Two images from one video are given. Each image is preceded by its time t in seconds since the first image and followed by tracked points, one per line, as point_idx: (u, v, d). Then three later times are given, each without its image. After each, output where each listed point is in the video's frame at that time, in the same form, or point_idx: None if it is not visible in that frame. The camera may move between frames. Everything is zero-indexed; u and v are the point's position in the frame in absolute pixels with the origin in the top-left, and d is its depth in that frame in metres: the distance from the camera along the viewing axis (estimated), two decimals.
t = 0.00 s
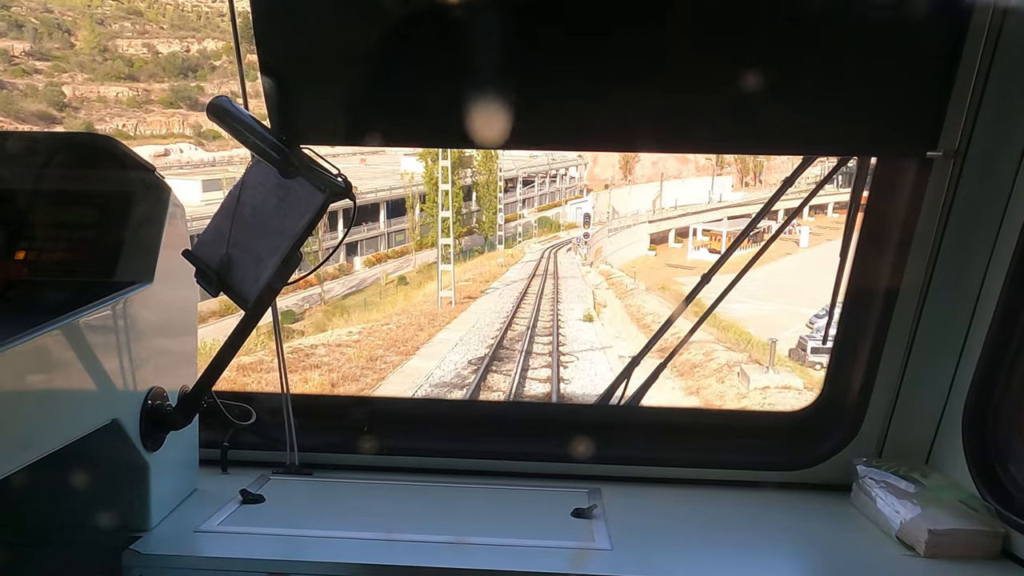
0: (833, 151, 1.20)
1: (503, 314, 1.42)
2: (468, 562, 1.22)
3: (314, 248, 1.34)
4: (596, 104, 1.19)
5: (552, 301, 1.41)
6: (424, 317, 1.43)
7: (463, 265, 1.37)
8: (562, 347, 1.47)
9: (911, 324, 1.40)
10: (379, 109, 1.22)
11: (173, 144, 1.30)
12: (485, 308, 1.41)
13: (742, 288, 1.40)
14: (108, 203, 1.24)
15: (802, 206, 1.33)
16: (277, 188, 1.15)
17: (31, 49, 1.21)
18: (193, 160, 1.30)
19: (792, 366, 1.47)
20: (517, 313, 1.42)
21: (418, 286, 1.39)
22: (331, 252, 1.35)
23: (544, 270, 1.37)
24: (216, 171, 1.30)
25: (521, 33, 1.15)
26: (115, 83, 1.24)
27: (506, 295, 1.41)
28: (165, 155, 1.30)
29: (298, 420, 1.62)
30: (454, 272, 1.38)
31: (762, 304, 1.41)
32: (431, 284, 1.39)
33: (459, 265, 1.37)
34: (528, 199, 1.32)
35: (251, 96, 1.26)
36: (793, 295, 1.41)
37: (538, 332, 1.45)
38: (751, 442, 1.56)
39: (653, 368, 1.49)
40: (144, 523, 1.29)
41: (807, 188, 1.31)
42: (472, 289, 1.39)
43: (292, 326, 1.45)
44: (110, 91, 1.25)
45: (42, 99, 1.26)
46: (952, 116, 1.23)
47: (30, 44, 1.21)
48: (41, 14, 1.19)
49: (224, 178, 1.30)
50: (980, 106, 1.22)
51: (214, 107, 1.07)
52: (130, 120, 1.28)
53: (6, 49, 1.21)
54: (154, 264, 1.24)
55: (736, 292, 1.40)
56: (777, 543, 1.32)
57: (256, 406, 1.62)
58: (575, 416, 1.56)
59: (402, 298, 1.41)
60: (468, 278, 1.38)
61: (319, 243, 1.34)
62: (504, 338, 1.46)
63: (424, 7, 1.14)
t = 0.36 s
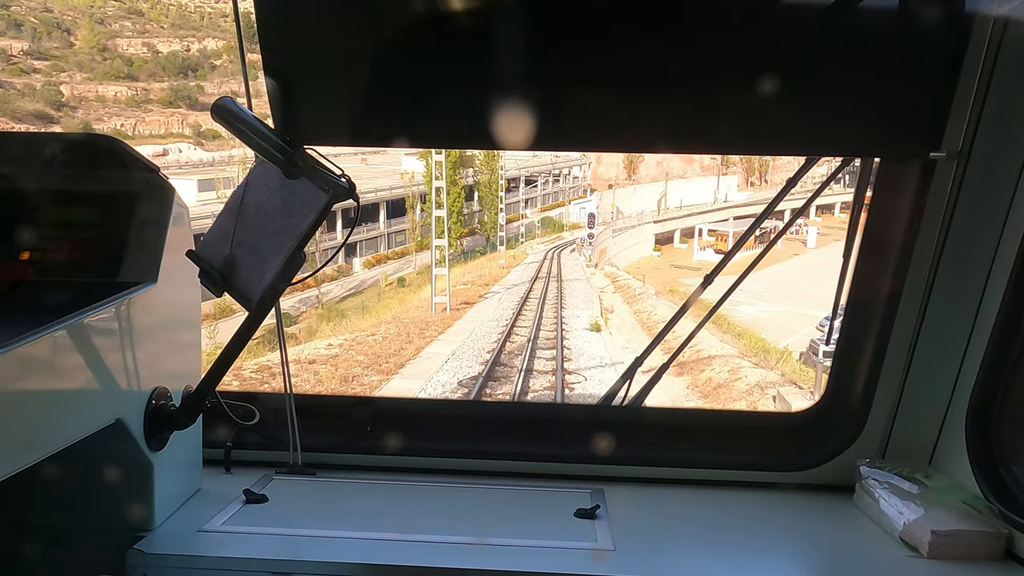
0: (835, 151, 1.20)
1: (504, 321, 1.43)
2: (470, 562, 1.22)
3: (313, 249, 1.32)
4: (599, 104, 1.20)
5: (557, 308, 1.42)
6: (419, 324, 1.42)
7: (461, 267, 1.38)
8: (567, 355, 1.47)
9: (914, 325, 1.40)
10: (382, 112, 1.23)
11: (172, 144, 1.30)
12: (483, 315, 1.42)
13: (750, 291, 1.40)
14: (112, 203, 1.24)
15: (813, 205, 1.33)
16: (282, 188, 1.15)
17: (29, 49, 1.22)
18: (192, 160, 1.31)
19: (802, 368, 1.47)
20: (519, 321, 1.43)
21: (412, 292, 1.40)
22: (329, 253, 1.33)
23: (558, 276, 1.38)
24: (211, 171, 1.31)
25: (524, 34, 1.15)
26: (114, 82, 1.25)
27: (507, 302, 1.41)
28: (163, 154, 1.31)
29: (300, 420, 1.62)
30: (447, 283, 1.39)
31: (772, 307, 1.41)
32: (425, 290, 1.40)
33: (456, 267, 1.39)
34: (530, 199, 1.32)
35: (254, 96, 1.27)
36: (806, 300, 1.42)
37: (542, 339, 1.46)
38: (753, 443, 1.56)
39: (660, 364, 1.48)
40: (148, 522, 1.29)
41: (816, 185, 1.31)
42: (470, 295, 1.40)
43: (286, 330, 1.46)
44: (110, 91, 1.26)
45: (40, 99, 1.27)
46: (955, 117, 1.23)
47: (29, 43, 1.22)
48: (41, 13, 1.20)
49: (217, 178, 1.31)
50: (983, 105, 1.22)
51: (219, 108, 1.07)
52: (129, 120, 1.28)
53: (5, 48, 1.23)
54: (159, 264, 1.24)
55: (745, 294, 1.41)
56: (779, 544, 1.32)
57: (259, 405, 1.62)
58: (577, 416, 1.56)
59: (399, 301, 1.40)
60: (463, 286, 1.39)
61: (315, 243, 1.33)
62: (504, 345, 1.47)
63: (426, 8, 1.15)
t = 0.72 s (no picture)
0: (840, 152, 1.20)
1: (505, 326, 1.45)
2: (472, 562, 1.22)
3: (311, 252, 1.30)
4: (604, 103, 1.19)
5: (558, 312, 1.44)
6: (406, 332, 1.46)
7: (459, 268, 1.39)
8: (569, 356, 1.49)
9: (919, 327, 1.40)
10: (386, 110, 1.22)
11: (170, 143, 1.31)
12: (484, 317, 1.43)
13: (755, 292, 1.41)
14: (116, 200, 1.24)
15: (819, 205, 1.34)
16: (286, 186, 1.15)
17: (26, 48, 1.24)
18: (189, 159, 1.32)
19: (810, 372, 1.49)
20: (515, 335, 1.47)
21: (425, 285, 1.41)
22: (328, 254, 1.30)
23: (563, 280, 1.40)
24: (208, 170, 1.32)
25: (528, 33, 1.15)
26: (112, 81, 1.26)
27: (505, 308, 1.43)
28: (159, 154, 1.31)
29: (303, 419, 1.62)
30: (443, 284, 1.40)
31: (777, 308, 1.43)
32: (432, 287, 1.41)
33: (454, 268, 1.39)
34: (532, 199, 1.32)
35: (258, 95, 1.27)
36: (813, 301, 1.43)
37: (545, 334, 1.47)
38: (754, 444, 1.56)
39: (662, 365, 1.49)
40: (150, 521, 1.29)
41: (821, 186, 1.32)
42: (466, 300, 1.41)
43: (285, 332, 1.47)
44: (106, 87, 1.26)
45: (37, 98, 1.28)
46: (961, 118, 1.22)
47: (26, 42, 1.24)
48: (40, 12, 1.21)
49: (208, 177, 1.32)
50: (989, 106, 1.22)
51: (224, 107, 1.06)
52: (127, 119, 1.30)
53: (2, 47, 1.24)
54: (162, 263, 1.23)
55: (754, 296, 1.41)
56: (783, 545, 1.32)
57: (262, 404, 1.63)
58: (580, 416, 1.56)
59: (396, 303, 1.42)
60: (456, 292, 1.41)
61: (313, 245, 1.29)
62: (500, 357, 1.50)
63: (432, 7, 1.15)
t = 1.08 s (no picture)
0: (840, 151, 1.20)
1: (506, 322, 1.45)
2: (471, 561, 1.22)
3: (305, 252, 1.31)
4: (604, 102, 1.19)
5: (558, 309, 1.43)
6: (387, 346, 1.47)
7: (457, 269, 1.38)
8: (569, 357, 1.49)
9: (919, 327, 1.40)
10: (386, 112, 1.22)
11: (163, 141, 1.31)
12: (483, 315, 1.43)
13: (757, 292, 1.41)
14: (118, 200, 1.24)
15: (821, 204, 1.34)
16: (286, 185, 1.15)
17: (19, 45, 1.24)
18: (184, 157, 1.31)
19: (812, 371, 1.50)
20: (518, 330, 1.47)
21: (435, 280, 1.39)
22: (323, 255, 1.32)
23: (561, 282, 1.40)
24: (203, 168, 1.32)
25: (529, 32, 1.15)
26: (106, 79, 1.26)
27: (501, 314, 1.44)
28: (154, 152, 1.31)
29: (304, 418, 1.62)
30: (438, 284, 1.40)
31: (786, 310, 1.43)
32: (444, 279, 1.39)
33: (450, 269, 1.38)
34: (531, 198, 1.32)
35: (259, 94, 1.27)
36: (816, 302, 1.43)
37: (544, 339, 1.48)
38: (755, 444, 1.56)
39: (662, 365, 1.49)
40: (151, 520, 1.29)
41: (816, 189, 1.33)
42: (459, 303, 1.41)
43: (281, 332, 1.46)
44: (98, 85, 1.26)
45: (28, 96, 1.28)
46: (962, 117, 1.22)
47: (19, 39, 1.24)
48: (33, 9, 1.21)
49: (195, 175, 1.32)
50: (990, 106, 1.22)
51: (223, 105, 1.07)
52: (120, 117, 1.29)
53: None
54: (162, 262, 1.24)
55: (757, 296, 1.41)
56: (783, 544, 1.32)
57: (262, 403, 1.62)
58: (579, 415, 1.56)
59: (385, 305, 1.41)
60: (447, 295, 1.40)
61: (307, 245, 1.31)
62: (502, 354, 1.49)
63: (433, 6, 1.14)
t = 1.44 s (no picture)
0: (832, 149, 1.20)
1: (499, 326, 1.45)
2: (466, 561, 1.22)
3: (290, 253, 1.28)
4: (597, 102, 1.19)
5: (553, 307, 1.43)
6: (358, 359, 1.50)
7: (449, 270, 1.38)
8: (563, 355, 1.49)
9: (911, 325, 1.41)
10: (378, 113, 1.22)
11: (150, 141, 1.29)
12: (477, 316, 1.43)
13: (753, 293, 1.40)
14: (111, 202, 1.23)
15: (817, 204, 1.34)
16: (278, 186, 1.15)
17: (3, 43, 1.23)
18: (170, 157, 1.30)
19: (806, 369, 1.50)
20: (513, 327, 1.45)
21: (420, 284, 1.40)
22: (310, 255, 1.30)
23: (554, 286, 1.40)
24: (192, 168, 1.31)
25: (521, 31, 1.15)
26: (91, 78, 1.24)
27: (491, 319, 1.44)
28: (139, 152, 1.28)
29: (297, 419, 1.62)
30: (426, 288, 1.40)
31: (783, 312, 1.43)
32: (437, 279, 1.39)
33: (441, 270, 1.38)
34: (524, 198, 1.32)
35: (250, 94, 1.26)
36: (812, 300, 1.43)
37: (538, 341, 1.48)
38: (748, 442, 1.56)
39: (657, 363, 1.48)
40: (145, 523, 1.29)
41: (804, 191, 1.32)
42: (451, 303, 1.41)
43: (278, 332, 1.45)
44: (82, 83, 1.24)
45: (10, 94, 1.26)
46: (952, 119, 1.22)
47: (4, 37, 1.22)
48: (18, 7, 1.20)
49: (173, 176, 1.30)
50: (980, 103, 1.22)
51: (214, 106, 1.06)
52: (105, 116, 1.28)
53: None
54: (154, 262, 1.24)
55: (754, 297, 1.41)
56: (777, 542, 1.32)
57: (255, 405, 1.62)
58: (573, 413, 1.57)
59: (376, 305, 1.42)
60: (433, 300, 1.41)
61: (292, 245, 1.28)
62: (496, 356, 1.49)
63: (426, 5, 1.14)
